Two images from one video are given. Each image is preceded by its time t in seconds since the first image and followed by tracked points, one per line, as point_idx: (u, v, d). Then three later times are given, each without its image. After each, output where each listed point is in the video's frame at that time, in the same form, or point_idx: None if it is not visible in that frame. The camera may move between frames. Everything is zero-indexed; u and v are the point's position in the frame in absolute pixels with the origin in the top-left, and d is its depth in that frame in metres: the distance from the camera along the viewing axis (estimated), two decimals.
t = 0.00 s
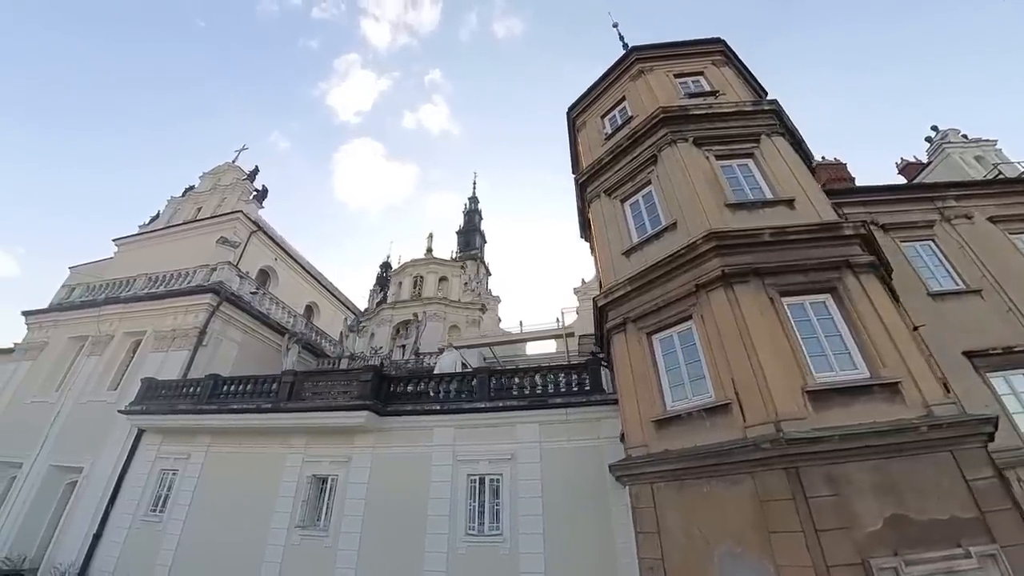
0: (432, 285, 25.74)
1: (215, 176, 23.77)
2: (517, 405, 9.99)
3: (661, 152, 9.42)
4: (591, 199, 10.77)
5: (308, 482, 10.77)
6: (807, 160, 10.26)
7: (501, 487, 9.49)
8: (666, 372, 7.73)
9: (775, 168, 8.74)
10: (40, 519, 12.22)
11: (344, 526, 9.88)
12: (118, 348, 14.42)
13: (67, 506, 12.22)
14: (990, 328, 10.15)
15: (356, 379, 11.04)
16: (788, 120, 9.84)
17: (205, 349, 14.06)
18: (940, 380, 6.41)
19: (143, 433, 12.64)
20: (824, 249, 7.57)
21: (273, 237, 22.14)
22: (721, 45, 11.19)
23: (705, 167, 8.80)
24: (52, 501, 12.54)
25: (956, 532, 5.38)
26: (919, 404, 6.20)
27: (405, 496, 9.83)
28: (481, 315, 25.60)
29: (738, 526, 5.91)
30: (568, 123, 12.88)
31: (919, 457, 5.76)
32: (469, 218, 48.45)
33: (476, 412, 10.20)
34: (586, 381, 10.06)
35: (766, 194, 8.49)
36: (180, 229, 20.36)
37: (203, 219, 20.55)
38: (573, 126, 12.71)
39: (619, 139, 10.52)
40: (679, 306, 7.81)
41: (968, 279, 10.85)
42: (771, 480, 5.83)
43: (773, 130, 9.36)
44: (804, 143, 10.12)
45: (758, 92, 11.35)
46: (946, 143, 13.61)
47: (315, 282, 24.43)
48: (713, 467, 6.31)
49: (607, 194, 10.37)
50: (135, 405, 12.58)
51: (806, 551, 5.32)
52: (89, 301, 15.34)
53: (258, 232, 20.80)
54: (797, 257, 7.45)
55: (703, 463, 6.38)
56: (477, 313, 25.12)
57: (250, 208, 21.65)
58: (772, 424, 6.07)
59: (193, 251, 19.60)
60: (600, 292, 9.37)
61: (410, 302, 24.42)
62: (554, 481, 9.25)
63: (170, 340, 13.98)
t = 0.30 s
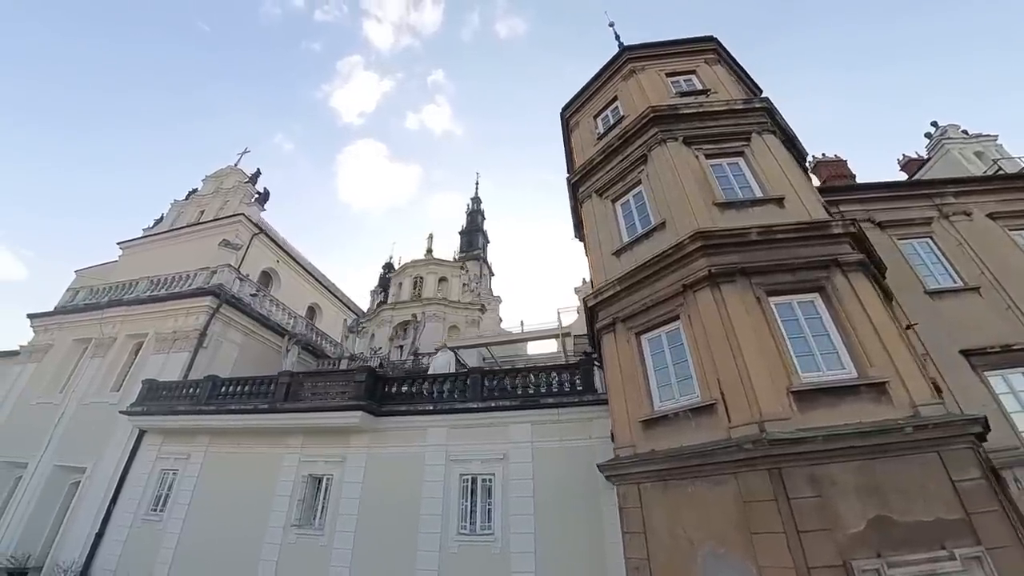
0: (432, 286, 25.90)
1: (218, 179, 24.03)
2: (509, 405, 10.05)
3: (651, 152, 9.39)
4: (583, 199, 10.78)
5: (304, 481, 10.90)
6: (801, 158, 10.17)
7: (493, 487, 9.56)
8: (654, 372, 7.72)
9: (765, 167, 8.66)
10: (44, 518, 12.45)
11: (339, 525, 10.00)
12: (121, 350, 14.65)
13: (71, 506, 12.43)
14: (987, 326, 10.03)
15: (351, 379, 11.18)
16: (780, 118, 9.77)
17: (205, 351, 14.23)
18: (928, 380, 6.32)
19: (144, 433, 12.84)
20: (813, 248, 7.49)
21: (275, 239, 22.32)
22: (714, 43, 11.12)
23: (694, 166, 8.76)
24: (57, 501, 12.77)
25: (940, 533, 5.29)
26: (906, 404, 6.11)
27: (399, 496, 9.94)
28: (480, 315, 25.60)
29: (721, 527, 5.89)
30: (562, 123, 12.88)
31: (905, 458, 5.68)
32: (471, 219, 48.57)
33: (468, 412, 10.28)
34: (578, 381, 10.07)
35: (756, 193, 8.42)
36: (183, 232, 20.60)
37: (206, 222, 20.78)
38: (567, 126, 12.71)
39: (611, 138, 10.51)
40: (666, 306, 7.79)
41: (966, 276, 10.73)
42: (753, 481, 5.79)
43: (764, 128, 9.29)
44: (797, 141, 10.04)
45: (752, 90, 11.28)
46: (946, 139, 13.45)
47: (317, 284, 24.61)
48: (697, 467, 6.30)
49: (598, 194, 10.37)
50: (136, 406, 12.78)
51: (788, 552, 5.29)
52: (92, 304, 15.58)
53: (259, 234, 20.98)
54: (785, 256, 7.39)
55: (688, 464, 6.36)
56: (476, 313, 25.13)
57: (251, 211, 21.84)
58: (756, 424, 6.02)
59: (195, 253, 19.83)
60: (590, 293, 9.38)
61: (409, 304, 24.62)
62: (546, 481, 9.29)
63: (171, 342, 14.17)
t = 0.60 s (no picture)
0: (431, 286, 26.26)
1: (220, 182, 24.27)
2: (502, 406, 10.13)
3: (641, 152, 9.39)
4: (576, 200, 10.80)
5: (301, 481, 11.02)
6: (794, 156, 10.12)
7: (486, 486, 9.65)
8: (642, 373, 7.73)
9: (756, 166, 8.63)
10: (49, 517, 12.67)
11: (335, 524, 10.12)
12: (124, 351, 14.87)
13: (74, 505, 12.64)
14: (985, 325, 9.93)
15: (346, 380, 11.34)
16: (772, 117, 9.72)
17: (206, 352, 14.40)
18: (916, 380, 6.27)
19: (145, 434, 13.03)
20: (802, 247, 7.44)
21: (276, 241, 22.48)
22: (707, 42, 11.10)
23: (684, 166, 8.74)
24: (61, 500, 12.99)
25: (924, 535, 5.24)
26: (893, 404, 6.06)
27: (393, 496, 10.06)
28: (479, 315, 25.86)
29: (705, 527, 5.90)
30: (556, 124, 12.90)
31: (890, 459, 5.63)
32: (474, 219, 48.70)
33: (462, 412, 10.40)
34: (571, 381, 10.11)
35: (746, 192, 8.39)
36: (186, 235, 20.82)
37: (208, 224, 20.99)
38: (561, 127, 12.73)
39: (603, 139, 10.52)
40: (655, 307, 7.79)
41: (964, 274, 10.63)
42: (737, 482, 5.78)
43: (755, 127, 9.24)
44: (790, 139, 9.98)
45: (745, 89, 11.25)
46: (944, 135, 13.33)
47: (319, 286, 24.80)
48: (682, 468, 6.31)
49: (590, 195, 10.39)
50: (138, 407, 12.97)
51: (770, 553, 5.28)
52: (95, 307, 15.81)
53: (261, 236, 21.13)
54: (774, 256, 7.35)
55: (674, 464, 6.37)
56: (475, 314, 25.29)
57: (253, 213, 22.02)
58: (740, 425, 6.01)
59: (197, 256, 20.04)
60: (582, 293, 9.41)
61: (409, 304, 25.03)
62: (537, 481, 9.35)
63: (172, 344, 14.36)
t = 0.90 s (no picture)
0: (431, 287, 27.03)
1: (223, 186, 24.54)
2: (495, 407, 10.22)
3: (631, 154, 9.41)
4: (568, 201, 10.84)
5: (299, 481, 11.18)
6: (786, 156, 10.08)
7: (479, 486, 9.74)
8: (630, 374, 7.75)
9: (745, 166, 8.62)
10: (55, 517, 12.93)
11: (331, 524, 10.26)
12: (127, 354, 15.13)
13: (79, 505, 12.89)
14: (981, 324, 9.84)
15: (342, 382, 11.49)
16: (763, 117, 9.69)
17: (207, 355, 14.59)
18: (901, 381, 6.25)
19: (147, 435, 13.26)
20: (789, 248, 7.41)
21: (279, 244, 22.66)
22: (699, 42, 11.08)
23: (673, 167, 8.75)
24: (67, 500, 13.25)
25: (905, 536, 5.22)
26: (877, 405, 6.03)
27: (388, 496, 10.18)
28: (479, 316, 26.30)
29: (688, 528, 5.93)
30: (550, 125, 12.92)
31: (873, 461, 5.62)
32: (476, 219, 48.79)
33: (455, 413, 10.50)
34: (564, 382, 10.15)
35: (735, 193, 8.39)
36: (189, 238, 21.07)
37: (211, 228, 21.23)
38: (555, 128, 12.76)
39: (594, 140, 10.54)
40: (642, 308, 7.81)
41: (961, 273, 10.55)
42: (718, 483, 5.80)
43: (745, 128, 9.21)
44: (781, 139, 9.94)
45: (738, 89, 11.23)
46: (943, 132, 13.22)
47: (321, 287, 24.98)
48: (665, 469, 6.35)
49: (582, 196, 10.42)
50: (140, 409, 13.19)
51: (749, 554, 5.30)
52: (99, 310, 16.09)
53: (263, 239, 21.28)
54: (760, 257, 7.34)
55: (658, 465, 6.41)
56: (475, 314, 25.55)
57: (255, 216, 22.24)
58: (723, 427, 6.02)
59: (200, 259, 20.27)
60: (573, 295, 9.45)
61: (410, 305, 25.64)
62: (529, 481, 9.41)
63: (174, 346, 14.57)
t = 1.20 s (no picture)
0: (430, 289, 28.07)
1: (225, 188, 24.80)
2: (487, 406, 10.30)
3: (621, 154, 9.44)
4: (560, 201, 10.89)
5: (296, 479, 11.33)
6: (777, 154, 10.04)
7: (471, 485, 9.82)
8: (618, 374, 7.78)
9: (734, 165, 8.60)
10: (60, 515, 13.17)
11: (326, 522, 10.38)
12: (130, 355, 15.40)
13: (82, 503, 13.11)
14: (977, 322, 9.76)
15: (338, 382, 11.63)
16: (754, 115, 9.66)
17: (207, 356, 14.78)
18: (887, 381, 6.19)
19: (149, 436, 13.46)
20: (776, 247, 7.40)
21: (281, 245, 22.82)
22: (691, 41, 11.08)
23: (661, 167, 8.76)
24: (71, 498, 13.50)
25: (887, 536, 5.18)
26: (861, 404, 5.99)
27: (382, 494, 10.29)
28: (478, 315, 26.96)
29: (671, 526, 5.95)
30: (543, 126, 12.95)
31: (855, 459, 5.60)
32: (478, 220, 48.90)
33: (448, 412, 10.59)
34: (556, 382, 10.18)
35: (723, 192, 8.38)
36: (192, 240, 21.34)
37: (213, 230, 21.46)
38: (548, 129, 12.80)
39: (586, 141, 10.57)
40: (630, 308, 7.84)
41: (957, 270, 10.47)
42: (700, 482, 5.83)
43: (735, 127, 9.17)
44: (772, 137, 9.92)
45: (730, 88, 11.22)
46: (941, 129, 13.11)
47: (322, 288, 25.12)
48: (649, 468, 6.38)
49: (573, 197, 10.47)
50: (142, 409, 13.41)
51: (729, 553, 5.31)
52: (103, 312, 16.35)
53: (265, 241, 21.46)
54: (747, 256, 7.34)
55: (642, 464, 6.45)
56: (475, 315, 26.22)
57: (257, 218, 22.46)
58: (705, 426, 6.04)
59: (203, 261, 20.51)
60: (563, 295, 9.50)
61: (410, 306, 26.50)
62: (521, 480, 9.47)
63: (176, 347, 14.78)
